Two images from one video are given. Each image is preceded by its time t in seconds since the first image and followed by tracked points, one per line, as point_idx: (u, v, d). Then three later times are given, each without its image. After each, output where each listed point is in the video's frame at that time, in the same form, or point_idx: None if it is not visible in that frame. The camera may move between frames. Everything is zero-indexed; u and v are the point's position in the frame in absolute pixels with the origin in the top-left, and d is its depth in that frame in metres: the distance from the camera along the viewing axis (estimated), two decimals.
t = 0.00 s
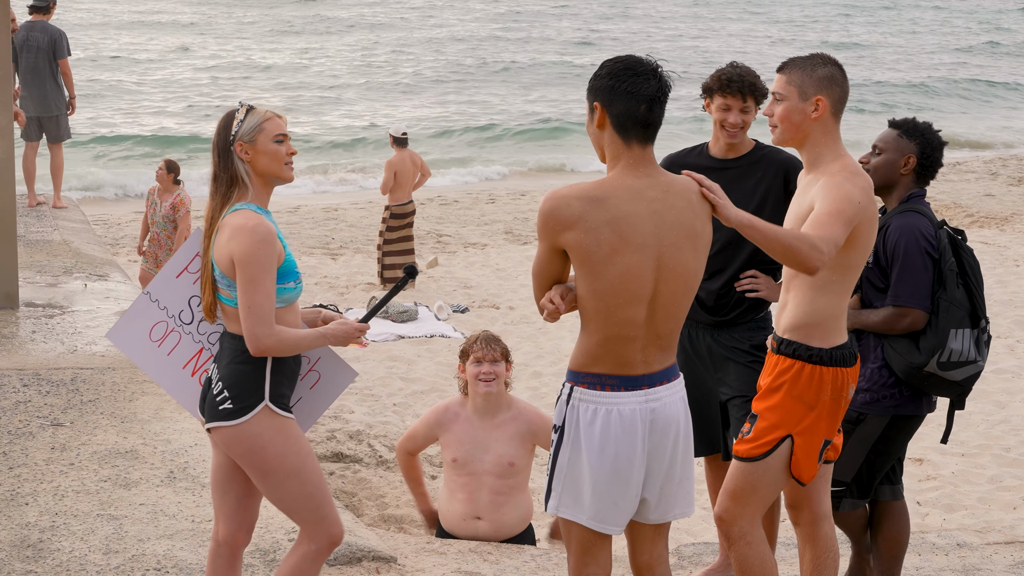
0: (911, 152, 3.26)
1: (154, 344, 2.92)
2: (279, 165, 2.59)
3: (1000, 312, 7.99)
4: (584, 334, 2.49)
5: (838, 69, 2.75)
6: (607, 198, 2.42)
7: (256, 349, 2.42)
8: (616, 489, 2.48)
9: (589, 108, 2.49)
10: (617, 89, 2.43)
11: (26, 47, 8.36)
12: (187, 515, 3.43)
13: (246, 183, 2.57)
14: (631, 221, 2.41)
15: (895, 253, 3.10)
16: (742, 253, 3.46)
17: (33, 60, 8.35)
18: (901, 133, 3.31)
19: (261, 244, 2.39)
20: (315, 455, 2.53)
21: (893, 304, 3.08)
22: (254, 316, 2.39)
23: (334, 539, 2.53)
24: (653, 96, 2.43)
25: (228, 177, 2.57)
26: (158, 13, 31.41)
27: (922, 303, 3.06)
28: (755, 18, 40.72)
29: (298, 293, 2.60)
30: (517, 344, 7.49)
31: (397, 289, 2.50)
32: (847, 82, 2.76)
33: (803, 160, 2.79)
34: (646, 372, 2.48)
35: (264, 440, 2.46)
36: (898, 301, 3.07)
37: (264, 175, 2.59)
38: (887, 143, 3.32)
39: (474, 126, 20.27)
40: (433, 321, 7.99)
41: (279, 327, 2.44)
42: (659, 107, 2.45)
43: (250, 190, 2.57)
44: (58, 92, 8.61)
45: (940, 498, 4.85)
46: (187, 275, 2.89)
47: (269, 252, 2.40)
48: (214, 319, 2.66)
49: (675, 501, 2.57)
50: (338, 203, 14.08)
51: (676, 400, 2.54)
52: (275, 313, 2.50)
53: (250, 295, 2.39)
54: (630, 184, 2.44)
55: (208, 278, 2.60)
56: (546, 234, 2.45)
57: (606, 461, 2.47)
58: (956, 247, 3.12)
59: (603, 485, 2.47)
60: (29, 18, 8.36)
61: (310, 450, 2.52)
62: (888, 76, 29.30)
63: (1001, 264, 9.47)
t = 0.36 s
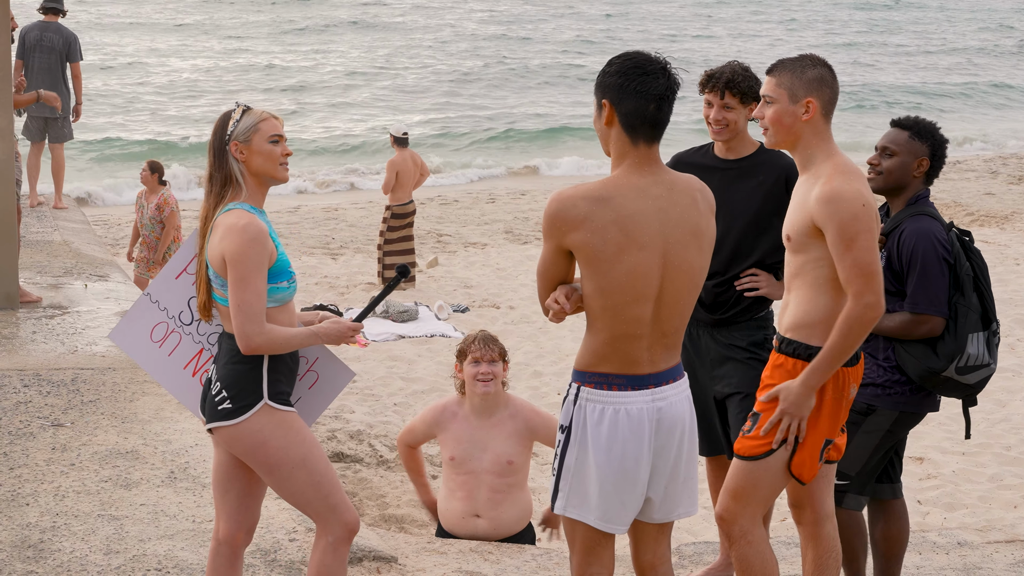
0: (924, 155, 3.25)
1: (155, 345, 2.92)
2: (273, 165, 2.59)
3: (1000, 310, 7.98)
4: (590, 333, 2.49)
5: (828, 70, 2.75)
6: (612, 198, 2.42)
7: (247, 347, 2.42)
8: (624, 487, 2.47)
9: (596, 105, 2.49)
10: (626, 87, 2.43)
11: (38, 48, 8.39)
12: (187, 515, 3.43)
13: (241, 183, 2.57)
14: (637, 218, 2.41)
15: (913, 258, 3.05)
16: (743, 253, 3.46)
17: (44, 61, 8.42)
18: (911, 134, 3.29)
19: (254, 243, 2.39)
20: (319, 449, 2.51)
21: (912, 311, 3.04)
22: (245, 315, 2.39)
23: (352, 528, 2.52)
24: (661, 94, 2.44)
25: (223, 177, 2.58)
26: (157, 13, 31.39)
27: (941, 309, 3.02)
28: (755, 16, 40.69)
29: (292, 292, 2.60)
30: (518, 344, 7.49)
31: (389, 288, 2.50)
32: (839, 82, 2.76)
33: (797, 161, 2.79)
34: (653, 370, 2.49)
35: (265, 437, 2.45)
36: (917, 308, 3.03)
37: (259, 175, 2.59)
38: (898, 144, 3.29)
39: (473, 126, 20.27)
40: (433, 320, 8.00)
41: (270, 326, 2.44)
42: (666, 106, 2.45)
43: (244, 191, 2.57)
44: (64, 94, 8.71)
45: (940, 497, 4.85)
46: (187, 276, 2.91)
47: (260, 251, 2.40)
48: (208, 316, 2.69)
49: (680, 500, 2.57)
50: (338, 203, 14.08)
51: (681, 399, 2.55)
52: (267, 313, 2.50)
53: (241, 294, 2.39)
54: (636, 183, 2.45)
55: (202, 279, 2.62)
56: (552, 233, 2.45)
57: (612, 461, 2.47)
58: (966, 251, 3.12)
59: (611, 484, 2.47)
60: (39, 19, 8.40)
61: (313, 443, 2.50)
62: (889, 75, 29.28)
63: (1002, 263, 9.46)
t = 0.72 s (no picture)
0: (929, 155, 3.25)
1: (159, 347, 2.91)
2: (281, 165, 2.59)
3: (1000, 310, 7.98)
4: (593, 333, 2.49)
5: (832, 72, 2.76)
6: (619, 197, 2.42)
7: (256, 346, 2.41)
8: (627, 485, 2.47)
9: (605, 104, 2.49)
10: (637, 86, 2.42)
11: (43, 46, 8.38)
12: (187, 513, 3.43)
13: (248, 182, 2.57)
14: (643, 218, 2.41)
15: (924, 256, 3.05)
16: (755, 249, 3.45)
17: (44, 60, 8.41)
18: (917, 133, 3.29)
19: (261, 241, 2.39)
20: (318, 453, 2.51)
21: (924, 308, 3.03)
22: (253, 314, 2.39)
23: (347, 534, 2.52)
24: (672, 95, 2.44)
25: (230, 176, 2.58)
26: (158, 11, 31.38)
27: (953, 306, 3.02)
28: (756, 16, 40.67)
29: (300, 291, 2.60)
30: (518, 343, 7.50)
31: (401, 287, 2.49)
32: (840, 85, 2.76)
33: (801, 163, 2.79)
34: (655, 369, 2.48)
35: (271, 439, 2.45)
36: (930, 305, 3.02)
37: (266, 175, 2.58)
38: (905, 143, 3.28)
39: (473, 125, 20.27)
40: (433, 319, 8.00)
41: (279, 325, 2.44)
42: (676, 106, 2.45)
43: (252, 190, 2.57)
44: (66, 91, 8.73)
45: (940, 497, 4.85)
46: (193, 277, 2.90)
47: (269, 249, 2.40)
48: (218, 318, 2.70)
49: (682, 498, 2.57)
50: (338, 202, 14.07)
51: (685, 398, 2.54)
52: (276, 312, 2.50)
53: (249, 293, 2.39)
54: (642, 183, 2.45)
55: (211, 279, 2.63)
56: (557, 234, 2.45)
57: (616, 459, 2.47)
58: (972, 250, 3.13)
59: (614, 482, 2.47)
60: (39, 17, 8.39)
61: (313, 448, 2.50)
62: (890, 75, 29.27)
63: (1002, 263, 9.45)
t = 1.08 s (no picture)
0: (918, 151, 3.24)
1: (166, 343, 2.91)
2: (284, 166, 2.58)
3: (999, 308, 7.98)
4: (592, 331, 2.49)
5: (854, 70, 2.73)
6: (618, 193, 2.42)
7: (250, 347, 2.41)
8: (627, 482, 2.47)
9: (609, 99, 2.49)
10: (642, 83, 2.43)
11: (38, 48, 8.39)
12: (185, 513, 3.42)
13: (250, 183, 2.57)
14: (642, 215, 2.41)
15: (918, 252, 3.04)
16: (770, 247, 3.44)
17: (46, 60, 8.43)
18: (907, 130, 3.28)
19: (259, 241, 2.39)
20: (316, 453, 2.50)
21: (919, 306, 3.02)
22: (248, 315, 2.39)
23: (347, 534, 2.52)
24: (675, 94, 2.44)
25: (233, 176, 2.58)
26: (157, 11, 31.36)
27: (948, 304, 3.01)
28: (755, 14, 40.68)
29: (299, 291, 2.60)
30: (517, 342, 7.50)
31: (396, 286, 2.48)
32: (862, 83, 2.74)
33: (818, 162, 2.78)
34: (655, 367, 2.48)
35: (268, 441, 2.45)
36: (924, 303, 3.01)
37: (269, 176, 2.58)
38: (893, 140, 3.30)
39: (472, 125, 20.27)
40: (432, 319, 7.99)
41: (273, 326, 2.44)
42: (679, 106, 2.45)
43: (253, 190, 2.57)
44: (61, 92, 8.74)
45: (940, 495, 4.85)
46: (200, 274, 2.91)
47: (265, 250, 2.39)
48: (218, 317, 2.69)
49: (682, 497, 2.57)
50: (336, 201, 14.05)
51: (684, 396, 2.54)
52: (272, 312, 2.50)
53: (245, 293, 2.39)
54: (642, 180, 2.45)
55: (211, 277, 2.63)
56: (557, 230, 2.45)
57: (616, 456, 2.47)
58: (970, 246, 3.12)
59: (612, 480, 2.47)
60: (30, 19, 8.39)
61: (312, 449, 2.50)
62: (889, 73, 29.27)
63: (1001, 261, 9.45)
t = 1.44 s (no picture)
0: (912, 149, 3.24)
1: (164, 344, 2.91)
2: (278, 165, 2.58)
3: (997, 307, 7.99)
4: (588, 329, 2.49)
5: (860, 72, 2.73)
6: (613, 192, 2.42)
7: (240, 345, 2.41)
8: (624, 481, 2.47)
9: (604, 98, 2.49)
10: (636, 83, 2.42)
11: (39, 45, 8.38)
12: (183, 511, 3.42)
13: (244, 181, 2.56)
14: (638, 215, 2.41)
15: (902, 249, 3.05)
16: (774, 245, 3.45)
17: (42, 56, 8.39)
18: (901, 128, 3.28)
19: (251, 239, 2.39)
20: (309, 452, 2.50)
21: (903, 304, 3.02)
22: (238, 314, 2.38)
23: (341, 532, 2.52)
24: (670, 95, 2.43)
25: (226, 174, 2.58)
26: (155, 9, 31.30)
27: (933, 302, 3.00)
28: (753, 12, 40.65)
29: (294, 290, 2.60)
30: (514, 340, 7.50)
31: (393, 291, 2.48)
32: (870, 85, 2.74)
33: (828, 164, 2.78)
34: (652, 366, 2.48)
35: (261, 440, 2.45)
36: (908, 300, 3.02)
37: (263, 174, 2.58)
38: (888, 139, 3.30)
39: (471, 124, 20.26)
40: (430, 317, 7.99)
41: (264, 326, 2.43)
42: (674, 106, 2.44)
43: (247, 188, 2.56)
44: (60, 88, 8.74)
45: (937, 493, 4.85)
46: (195, 274, 2.90)
47: (257, 249, 2.39)
48: (211, 313, 2.69)
49: (679, 495, 2.57)
50: (334, 199, 14.04)
51: (681, 394, 2.54)
52: (263, 311, 2.49)
53: (235, 291, 2.38)
54: (637, 180, 2.44)
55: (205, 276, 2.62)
56: (553, 231, 2.45)
57: (613, 455, 2.47)
58: (961, 246, 3.09)
59: (609, 478, 2.47)
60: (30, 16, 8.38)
61: (307, 449, 2.50)
62: (887, 72, 29.28)
63: (999, 260, 9.46)
